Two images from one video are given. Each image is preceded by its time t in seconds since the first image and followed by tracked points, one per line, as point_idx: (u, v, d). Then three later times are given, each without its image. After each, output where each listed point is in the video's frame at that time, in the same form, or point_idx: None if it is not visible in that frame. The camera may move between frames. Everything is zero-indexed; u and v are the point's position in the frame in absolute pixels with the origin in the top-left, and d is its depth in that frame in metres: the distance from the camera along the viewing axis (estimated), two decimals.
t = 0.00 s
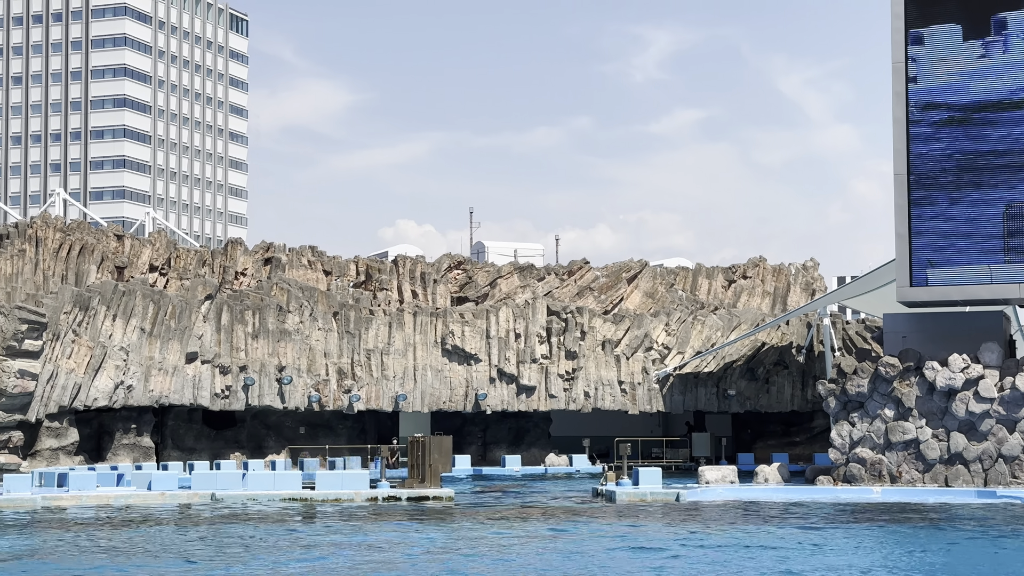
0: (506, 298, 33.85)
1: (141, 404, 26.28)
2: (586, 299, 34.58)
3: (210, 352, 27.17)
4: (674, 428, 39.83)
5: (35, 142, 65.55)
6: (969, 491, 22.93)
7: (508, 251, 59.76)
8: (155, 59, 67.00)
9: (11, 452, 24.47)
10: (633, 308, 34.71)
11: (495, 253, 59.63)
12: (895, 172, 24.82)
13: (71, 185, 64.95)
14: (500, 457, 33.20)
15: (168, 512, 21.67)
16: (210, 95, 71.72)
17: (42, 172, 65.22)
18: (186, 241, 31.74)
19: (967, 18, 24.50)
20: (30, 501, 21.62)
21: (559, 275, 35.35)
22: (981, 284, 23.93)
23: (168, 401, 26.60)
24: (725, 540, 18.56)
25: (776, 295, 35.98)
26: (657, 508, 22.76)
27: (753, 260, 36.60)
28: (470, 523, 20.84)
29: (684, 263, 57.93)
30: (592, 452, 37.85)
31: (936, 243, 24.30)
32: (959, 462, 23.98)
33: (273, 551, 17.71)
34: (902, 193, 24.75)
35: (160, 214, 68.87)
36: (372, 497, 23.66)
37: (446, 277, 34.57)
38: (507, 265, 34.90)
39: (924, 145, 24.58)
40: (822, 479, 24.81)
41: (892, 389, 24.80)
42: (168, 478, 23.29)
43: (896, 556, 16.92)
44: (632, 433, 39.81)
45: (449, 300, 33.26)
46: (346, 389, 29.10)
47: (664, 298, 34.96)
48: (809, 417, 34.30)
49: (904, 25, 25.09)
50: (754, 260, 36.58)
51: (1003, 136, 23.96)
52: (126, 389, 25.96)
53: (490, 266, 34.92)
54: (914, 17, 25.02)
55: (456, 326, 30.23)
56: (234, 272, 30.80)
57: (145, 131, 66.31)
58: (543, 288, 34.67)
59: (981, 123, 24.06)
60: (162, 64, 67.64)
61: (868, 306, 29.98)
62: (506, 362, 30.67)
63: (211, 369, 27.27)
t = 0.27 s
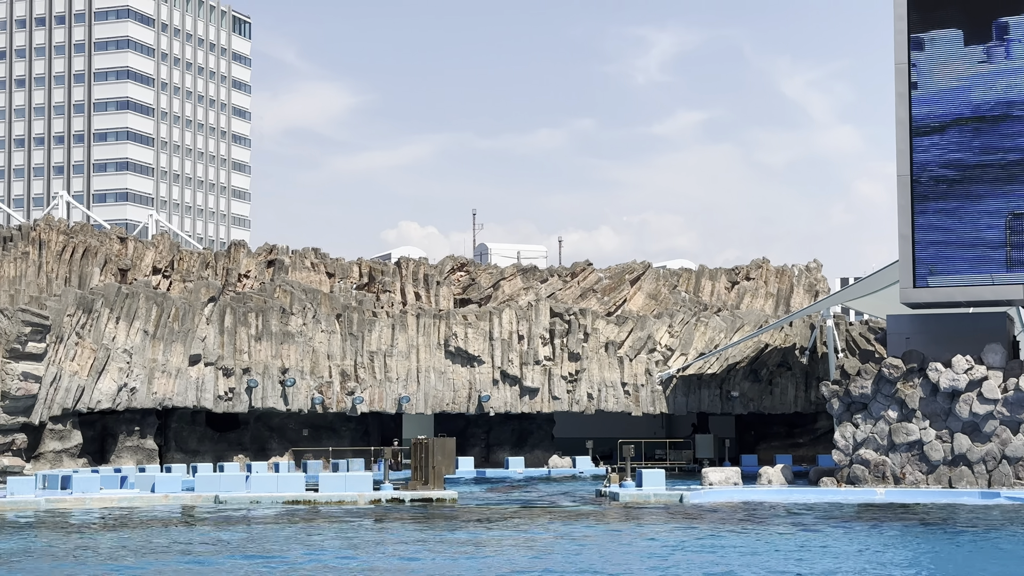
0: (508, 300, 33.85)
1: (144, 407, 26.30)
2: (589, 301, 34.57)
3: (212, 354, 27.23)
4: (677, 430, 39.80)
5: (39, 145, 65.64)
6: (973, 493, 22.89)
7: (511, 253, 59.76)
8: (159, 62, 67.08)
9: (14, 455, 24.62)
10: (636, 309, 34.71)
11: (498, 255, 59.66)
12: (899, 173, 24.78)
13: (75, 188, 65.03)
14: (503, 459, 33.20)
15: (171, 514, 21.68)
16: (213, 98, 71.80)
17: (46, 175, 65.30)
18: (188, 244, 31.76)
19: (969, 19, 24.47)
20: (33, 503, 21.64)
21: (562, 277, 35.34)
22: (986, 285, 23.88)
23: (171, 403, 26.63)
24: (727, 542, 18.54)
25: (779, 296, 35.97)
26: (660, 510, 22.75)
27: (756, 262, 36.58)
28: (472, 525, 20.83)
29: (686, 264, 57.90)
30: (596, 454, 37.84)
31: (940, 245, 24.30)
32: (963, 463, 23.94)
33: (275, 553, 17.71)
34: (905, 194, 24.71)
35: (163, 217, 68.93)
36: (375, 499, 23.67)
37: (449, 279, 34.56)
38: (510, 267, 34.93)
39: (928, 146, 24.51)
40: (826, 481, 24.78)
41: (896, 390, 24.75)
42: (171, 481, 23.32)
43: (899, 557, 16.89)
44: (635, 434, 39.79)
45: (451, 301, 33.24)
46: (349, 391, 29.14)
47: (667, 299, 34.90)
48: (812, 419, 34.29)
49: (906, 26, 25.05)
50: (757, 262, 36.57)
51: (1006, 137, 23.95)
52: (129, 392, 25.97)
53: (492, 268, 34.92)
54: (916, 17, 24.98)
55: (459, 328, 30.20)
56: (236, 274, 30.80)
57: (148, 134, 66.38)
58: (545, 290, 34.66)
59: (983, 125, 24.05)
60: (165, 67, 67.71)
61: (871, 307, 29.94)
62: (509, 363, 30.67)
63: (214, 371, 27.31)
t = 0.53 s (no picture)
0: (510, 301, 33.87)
1: (147, 408, 26.34)
2: (591, 302, 34.55)
3: (215, 355, 27.21)
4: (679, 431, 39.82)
5: (41, 147, 65.67)
6: (975, 493, 22.89)
7: (513, 254, 59.70)
8: (160, 63, 67.14)
9: (17, 457, 24.69)
10: (638, 310, 34.66)
11: (500, 256, 59.61)
12: (901, 175, 24.87)
13: (77, 189, 65.06)
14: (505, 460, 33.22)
15: (174, 516, 21.71)
16: (215, 99, 71.83)
17: (48, 176, 65.34)
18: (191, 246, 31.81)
19: (971, 20, 24.48)
20: (37, 504, 21.69)
21: (564, 278, 35.38)
22: (988, 286, 23.89)
23: (174, 404, 26.72)
24: (729, 542, 18.55)
25: (781, 297, 35.99)
26: (662, 511, 22.77)
27: (759, 262, 36.61)
28: (475, 526, 20.85)
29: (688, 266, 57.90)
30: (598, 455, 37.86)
31: (942, 246, 24.32)
32: (965, 464, 23.94)
33: (277, 554, 17.74)
34: (907, 196, 24.79)
35: (165, 218, 68.94)
36: (378, 501, 23.72)
37: (451, 280, 34.59)
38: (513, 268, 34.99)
39: (929, 148, 24.56)
40: (828, 482, 24.79)
41: (898, 391, 24.74)
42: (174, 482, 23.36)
43: (901, 557, 16.89)
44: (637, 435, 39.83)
45: (453, 303, 33.25)
46: (351, 392, 29.18)
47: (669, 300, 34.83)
48: (814, 420, 34.30)
49: (908, 27, 25.08)
50: (759, 262, 36.60)
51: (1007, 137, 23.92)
52: (132, 393, 26.00)
53: (494, 269, 34.96)
54: (917, 18, 25.00)
55: (462, 329, 30.22)
56: (239, 275, 30.80)
57: (150, 135, 66.40)
58: (548, 291, 34.68)
59: (985, 125, 24.03)
60: (167, 69, 67.74)
61: (873, 308, 29.95)
62: (512, 365, 30.67)
63: (217, 372, 27.32)
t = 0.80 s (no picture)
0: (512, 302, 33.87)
1: (149, 408, 26.36)
2: (592, 302, 34.52)
3: (217, 355, 27.26)
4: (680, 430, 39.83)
5: (43, 148, 65.72)
6: (977, 493, 22.87)
7: (514, 254, 59.72)
8: (162, 64, 67.17)
9: (19, 457, 24.71)
10: (640, 310, 34.49)
11: (502, 256, 59.65)
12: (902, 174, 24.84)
13: (79, 190, 65.11)
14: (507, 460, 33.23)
15: (176, 516, 21.72)
16: (217, 100, 71.86)
17: (50, 177, 65.40)
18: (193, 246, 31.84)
19: (972, 19, 24.43)
20: (39, 505, 21.71)
21: (566, 278, 35.47)
22: (989, 286, 23.91)
23: (176, 405, 26.74)
24: (729, 543, 18.52)
25: (783, 296, 35.97)
26: (663, 511, 22.75)
27: (760, 262, 36.60)
28: (476, 526, 20.84)
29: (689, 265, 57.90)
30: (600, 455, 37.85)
31: (944, 245, 24.28)
32: (967, 464, 23.92)
33: (278, 555, 17.73)
34: (909, 195, 24.77)
35: (167, 218, 68.97)
36: (380, 501, 23.73)
37: (452, 280, 34.65)
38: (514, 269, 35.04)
39: (931, 147, 24.51)
40: (830, 482, 24.79)
41: (900, 391, 24.74)
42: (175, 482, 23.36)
43: (901, 558, 16.85)
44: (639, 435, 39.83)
45: (455, 303, 33.25)
46: (353, 392, 29.18)
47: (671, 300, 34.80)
48: (816, 420, 34.38)
49: (909, 26, 25.03)
50: (761, 262, 36.58)
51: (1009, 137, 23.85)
52: (133, 394, 26.03)
53: (496, 269, 34.97)
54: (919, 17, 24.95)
55: (463, 329, 30.27)
56: (240, 276, 30.82)
57: (152, 136, 66.44)
58: (549, 291, 34.70)
59: (986, 124, 23.96)
60: (169, 69, 67.76)
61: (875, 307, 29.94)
62: (513, 365, 30.67)
63: (219, 373, 27.35)
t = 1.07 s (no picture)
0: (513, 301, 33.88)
1: (150, 407, 26.37)
2: (594, 301, 34.53)
3: (218, 355, 27.30)
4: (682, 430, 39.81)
5: (44, 147, 65.77)
6: (978, 492, 22.86)
7: (516, 254, 59.65)
8: (163, 63, 67.18)
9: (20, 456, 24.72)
10: (641, 309, 34.57)
11: (503, 255, 59.59)
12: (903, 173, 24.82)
13: (80, 189, 65.15)
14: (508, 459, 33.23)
15: (177, 515, 21.74)
16: (218, 99, 71.86)
17: (51, 176, 65.42)
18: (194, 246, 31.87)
19: (973, 18, 24.42)
20: (40, 504, 21.73)
21: (567, 278, 35.48)
22: (990, 285, 23.84)
23: (177, 404, 26.73)
24: (730, 542, 18.51)
25: (784, 295, 35.96)
26: (664, 510, 22.75)
27: (761, 262, 36.60)
28: (477, 525, 20.83)
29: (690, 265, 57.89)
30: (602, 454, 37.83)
31: (945, 244, 24.26)
32: (968, 463, 23.91)
33: (279, 553, 17.74)
34: (910, 194, 24.75)
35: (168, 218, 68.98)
36: (381, 500, 23.75)
37: (453, 280, 34.65)
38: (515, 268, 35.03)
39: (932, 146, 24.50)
40: (832, 481, 24.79)
41: (901, 389, 24.73)
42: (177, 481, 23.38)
43: (902, 556, 16.82)
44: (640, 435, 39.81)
45: (456, 302, 33.27)
46: (354, 392, 29.15)
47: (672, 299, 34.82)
48: (818, 419, 34.36)
49: (911, 25, 25.04)
50: (762, 261, 36.58)
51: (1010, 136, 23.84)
52: (135, 393, 26.04)
53: (497, 268, 34.97)
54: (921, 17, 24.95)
55: (464, 328, 30.31)
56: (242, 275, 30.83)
57: (153, 135, 66.44)
58: (551, 290, 34.70)
59: (987, 123, 23.95)
60: (170, 69, 67.77)
61: (876, 307, 29.93)
62: (514, 364, 30.66)
63: (220, 372, 27.36)
